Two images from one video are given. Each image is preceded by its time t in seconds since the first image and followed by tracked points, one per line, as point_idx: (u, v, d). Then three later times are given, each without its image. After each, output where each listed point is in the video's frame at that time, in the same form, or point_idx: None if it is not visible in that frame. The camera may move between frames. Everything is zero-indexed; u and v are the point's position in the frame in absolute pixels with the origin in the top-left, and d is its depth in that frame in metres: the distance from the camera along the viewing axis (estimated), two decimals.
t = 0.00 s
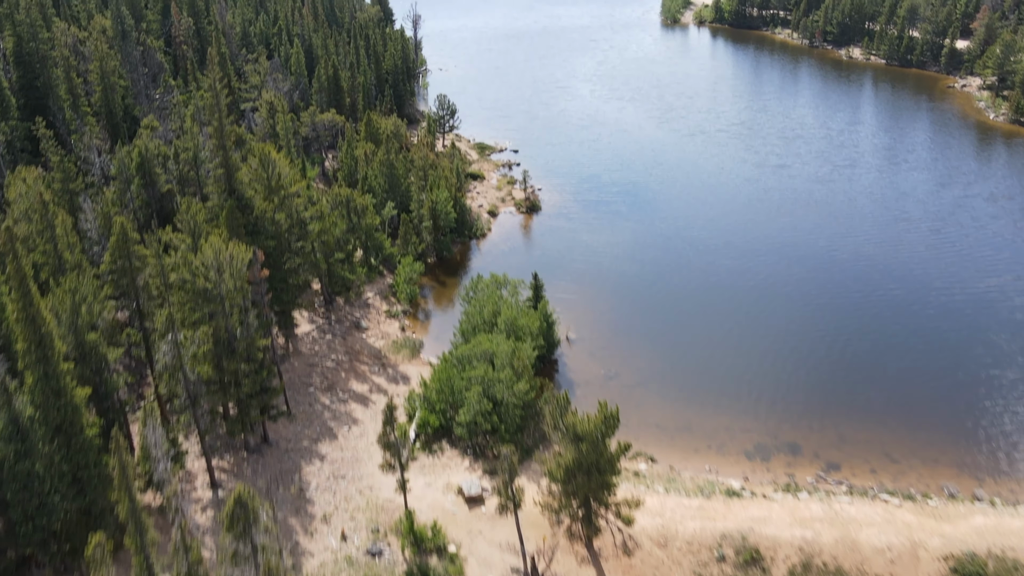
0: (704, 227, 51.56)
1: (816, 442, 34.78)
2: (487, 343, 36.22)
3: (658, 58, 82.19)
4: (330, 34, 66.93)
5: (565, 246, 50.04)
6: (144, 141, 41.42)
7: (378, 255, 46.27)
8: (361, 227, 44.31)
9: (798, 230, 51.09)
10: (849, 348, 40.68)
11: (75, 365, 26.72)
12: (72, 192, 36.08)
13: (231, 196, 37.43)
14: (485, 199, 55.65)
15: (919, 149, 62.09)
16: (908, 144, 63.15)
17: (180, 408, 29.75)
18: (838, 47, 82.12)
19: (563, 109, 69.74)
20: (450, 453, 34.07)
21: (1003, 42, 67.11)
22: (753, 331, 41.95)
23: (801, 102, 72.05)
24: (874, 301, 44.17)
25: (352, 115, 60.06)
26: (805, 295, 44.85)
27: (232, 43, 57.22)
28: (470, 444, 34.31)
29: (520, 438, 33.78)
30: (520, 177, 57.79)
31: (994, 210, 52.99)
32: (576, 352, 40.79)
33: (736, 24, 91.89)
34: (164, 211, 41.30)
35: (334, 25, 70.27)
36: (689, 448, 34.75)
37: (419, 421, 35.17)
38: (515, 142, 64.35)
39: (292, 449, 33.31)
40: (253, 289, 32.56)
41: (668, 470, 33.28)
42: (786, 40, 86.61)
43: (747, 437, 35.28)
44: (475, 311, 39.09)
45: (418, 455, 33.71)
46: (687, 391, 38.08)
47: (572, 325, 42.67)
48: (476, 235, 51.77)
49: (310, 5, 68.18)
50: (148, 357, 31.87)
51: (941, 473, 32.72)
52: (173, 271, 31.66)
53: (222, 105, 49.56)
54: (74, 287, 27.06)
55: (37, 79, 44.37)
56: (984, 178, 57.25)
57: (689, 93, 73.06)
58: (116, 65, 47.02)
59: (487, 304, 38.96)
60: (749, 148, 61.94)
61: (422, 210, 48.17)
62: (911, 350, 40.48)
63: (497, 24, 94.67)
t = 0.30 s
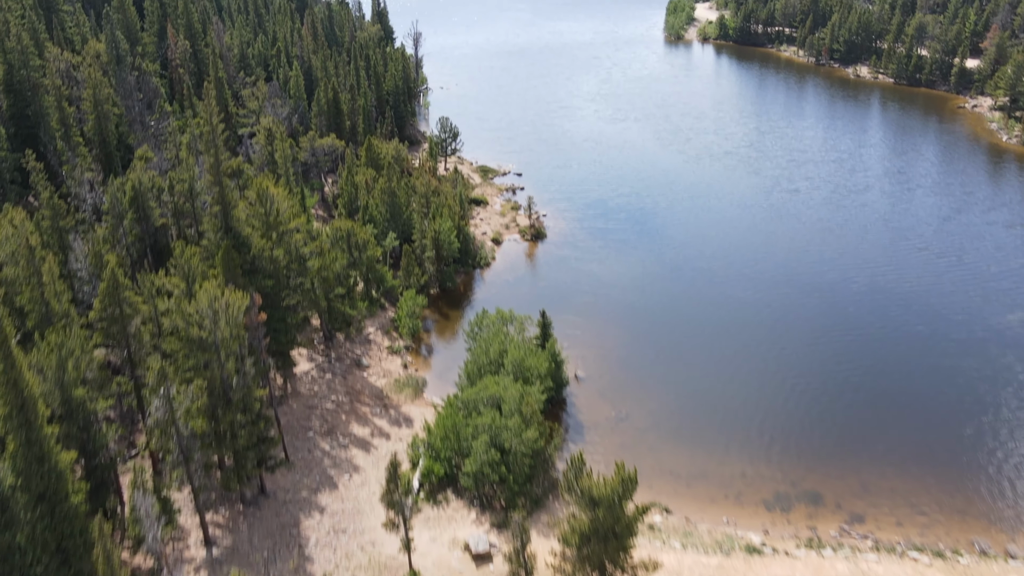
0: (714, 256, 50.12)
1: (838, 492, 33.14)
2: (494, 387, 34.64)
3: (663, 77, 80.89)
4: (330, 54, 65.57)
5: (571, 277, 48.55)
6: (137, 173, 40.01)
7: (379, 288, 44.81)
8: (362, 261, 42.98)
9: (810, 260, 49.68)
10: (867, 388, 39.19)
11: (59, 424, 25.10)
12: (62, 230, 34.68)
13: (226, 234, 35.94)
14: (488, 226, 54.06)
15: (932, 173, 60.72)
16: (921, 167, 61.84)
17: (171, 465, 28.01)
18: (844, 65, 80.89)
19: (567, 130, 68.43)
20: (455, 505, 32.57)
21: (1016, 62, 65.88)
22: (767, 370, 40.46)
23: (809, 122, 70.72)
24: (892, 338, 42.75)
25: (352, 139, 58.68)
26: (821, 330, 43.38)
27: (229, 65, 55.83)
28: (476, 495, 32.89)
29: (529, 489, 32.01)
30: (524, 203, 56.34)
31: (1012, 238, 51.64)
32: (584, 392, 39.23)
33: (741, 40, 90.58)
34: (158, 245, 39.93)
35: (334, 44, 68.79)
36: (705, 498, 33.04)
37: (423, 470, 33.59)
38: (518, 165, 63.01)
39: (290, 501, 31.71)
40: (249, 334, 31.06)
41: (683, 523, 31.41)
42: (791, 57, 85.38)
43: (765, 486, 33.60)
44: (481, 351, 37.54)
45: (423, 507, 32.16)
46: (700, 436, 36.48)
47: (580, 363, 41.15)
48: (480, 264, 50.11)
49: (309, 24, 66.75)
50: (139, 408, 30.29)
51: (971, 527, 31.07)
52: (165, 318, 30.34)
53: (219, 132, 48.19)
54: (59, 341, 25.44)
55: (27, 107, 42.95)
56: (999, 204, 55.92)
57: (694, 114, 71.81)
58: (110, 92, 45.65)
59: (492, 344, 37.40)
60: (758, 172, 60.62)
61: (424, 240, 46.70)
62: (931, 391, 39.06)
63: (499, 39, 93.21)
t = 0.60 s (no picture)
0: (725, 287, 48.71)
1: (861, 547, 31.39)
2: (501, 434, 32.98)
3: (668, 96, 79.63)
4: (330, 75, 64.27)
5: (578, 310, 47.11)
6: (131, 208, 38.61)
7: (381, 323, 43.31)
8: (363, 297, 41.62)
9: (824, 292, 48.27)
10: (888, 433, 37.69)
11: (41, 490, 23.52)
12: (50, 272, 33.39)
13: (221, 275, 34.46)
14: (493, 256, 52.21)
15: (945, 197, 59.36)
16: (934, 191, 60.43)
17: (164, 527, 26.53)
18: (852, 84, 79.71)
19: (571, 152, 67.12)
20: (461, 560, 30.86)
21: None
22: (782, 414, 38.95)
23: (817, 143, 69.44)
24: (911, 378, 41.32)
25: (352, 164, 57.33)
26: (836, 368, 41.94)
27: (227, 89, 54.48)
28: (483, 551, 31.08)
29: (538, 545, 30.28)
30: (529, 229, 54.94)
31: None
32: (593, 436, 37.67)
33: (746, 58, 89.32)
34: (153, 282, 38.42)
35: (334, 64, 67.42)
36: (721, 551, 31.16)
37: (427, 524, 31.75)
38: (522, 189, 61.64)
39: (286, 558, 30.02)
40: (245, 384, 29.50)
41: None
42: (798, 75, 84.15)
43: (784, 539, 31.80)
44: (486, 395, 36.03)
45: (427, 565, 30.50)
46: (714, 484, 34.82)
47: (589, 405, 39.63)
48: (484, 295, 48.51)
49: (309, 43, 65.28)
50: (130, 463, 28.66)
51: None
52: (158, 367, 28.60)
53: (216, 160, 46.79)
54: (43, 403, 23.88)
55: (18, 138, 41.66)
56: (1016, 231, 54.50)
57: (701, 135, 70.50)
58: (103, 121, 44.26)
59: (498, 387, 35.95)
60: (767, 197, 59.27)
61: (427, 272, 45.20)
62: (956, 436, 37.52)
63: (501, 56, 91.87)
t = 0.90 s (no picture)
0: (738, 321, 47.09)
1: None
2: (508, 486, 31.00)
3: (673, 116, 78.37)
4: (329, 98, 62.94)
5: (585, 345, 45.48)
6: (122, 246, 37.08)
7: (382, 360, 41.73)
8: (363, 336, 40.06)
9: (840, 325, 46.71)
10: (913, 481, 35.85)
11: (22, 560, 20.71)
12: (36, 317, 31.87)
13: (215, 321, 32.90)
14: (496, 285, 50.98)
15: (960, 222, 57.91)
16: (948, 216, 58.94)
17: None
18: (860, 103, 78.56)
19: (575, 175, 65.73)
20: None
21: None
22: (800, 459, 37.18)
23: (826, 165, 68.13)
24: (933, 421, 39.66)
25: (352, 191, 55.97)
26: (855, 409, 40.26)
27: (223, 115, 53.10)
28: None
29: None
30: (533, 258, 53.56)
31: None
32: (601, 481, 35.78)
33: (751, 76, 88.12)
34: (144, 322, 36.97)
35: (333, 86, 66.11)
36: None
37: None
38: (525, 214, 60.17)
39: None
40: (239, 440, 27.88)
41: None
42: (804, 93, 82.94)
43: None
44: (492, 440, 34.42)
45: None
46: (730, 534, 32.88)
47: (596, 448, 37.79)
48: (487, 329, 47.07)
49: (308, 64, 63.93)
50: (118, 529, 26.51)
51: None
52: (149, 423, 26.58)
53: (211, 191, 45.38)
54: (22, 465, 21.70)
55: (6, 170, 39.95)
56: None
57: (707, 157, 69.17)
58: (95, 151, 42.66)
59: (504, 433, 34.35)
60: (777, 223, 57.81)
61: (429, 306, 43.67)
62: (988, 482, 35.64)
63: (503, 73, 90.61)
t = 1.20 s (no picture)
0: (751, 354, 45.42)
1: None
2: (514, 541, 28.77)
3: (678, 136, 77.09)
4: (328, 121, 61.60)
5: (592, 382, 43.90)
6: (111, 285, 35.54)
7: (383, 399, 40.12)
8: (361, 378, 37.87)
9: (858, 357, 44.80)
10: (946, 529, 33.67)
11: None
12: (19, 367, 30.15)
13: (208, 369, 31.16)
14: (499, 316, 49.56)
15: (975, 247, 56.45)
16: (963, 241, 57.45)
17: None
18: (867, 123, 77.52)
19: (579, 199, 64.40)
20: None
21: None
22: (820, 504, 35.09)
23: (835, 188, 66.81)
24: (963, 461, 37.51)
25: (350, 218, 54.63)
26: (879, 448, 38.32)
27: (219, 141, 51.74)
28: None
29: None
30: (537, 287, 52.20)
31: None
32: (610, 528, 33.64)
33: (757, 94, 86.87)
34: (135, 365, 35.04)
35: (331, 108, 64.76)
36: None
37: None
38: (529, 239, 58.74)
39: None
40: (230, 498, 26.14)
41: None
42: (810, 112, 81.84)
43: None
44: (497, 490, 32.79)
45: None
46: None
47: (603, 492, 35.76)
48: (490, 363, 45.55)
49: (306, 85, 62.50)
50: None
51: None
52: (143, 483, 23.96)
53: (206, 222, 43.99)
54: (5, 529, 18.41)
55: None
56: None
57: (713, 179, 67.87)
58: (85, 184, 41.26)
59: (509, 482, 32.63)
60: (788, 249, 56.33)
61: (431, 341, 42.18)
62: None
63: (504, 91, 89.31)
